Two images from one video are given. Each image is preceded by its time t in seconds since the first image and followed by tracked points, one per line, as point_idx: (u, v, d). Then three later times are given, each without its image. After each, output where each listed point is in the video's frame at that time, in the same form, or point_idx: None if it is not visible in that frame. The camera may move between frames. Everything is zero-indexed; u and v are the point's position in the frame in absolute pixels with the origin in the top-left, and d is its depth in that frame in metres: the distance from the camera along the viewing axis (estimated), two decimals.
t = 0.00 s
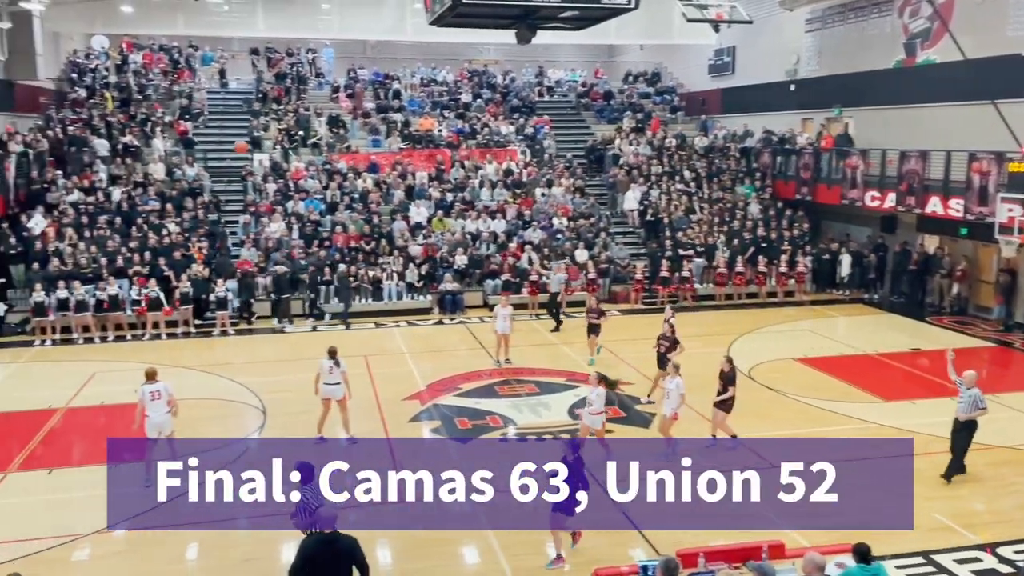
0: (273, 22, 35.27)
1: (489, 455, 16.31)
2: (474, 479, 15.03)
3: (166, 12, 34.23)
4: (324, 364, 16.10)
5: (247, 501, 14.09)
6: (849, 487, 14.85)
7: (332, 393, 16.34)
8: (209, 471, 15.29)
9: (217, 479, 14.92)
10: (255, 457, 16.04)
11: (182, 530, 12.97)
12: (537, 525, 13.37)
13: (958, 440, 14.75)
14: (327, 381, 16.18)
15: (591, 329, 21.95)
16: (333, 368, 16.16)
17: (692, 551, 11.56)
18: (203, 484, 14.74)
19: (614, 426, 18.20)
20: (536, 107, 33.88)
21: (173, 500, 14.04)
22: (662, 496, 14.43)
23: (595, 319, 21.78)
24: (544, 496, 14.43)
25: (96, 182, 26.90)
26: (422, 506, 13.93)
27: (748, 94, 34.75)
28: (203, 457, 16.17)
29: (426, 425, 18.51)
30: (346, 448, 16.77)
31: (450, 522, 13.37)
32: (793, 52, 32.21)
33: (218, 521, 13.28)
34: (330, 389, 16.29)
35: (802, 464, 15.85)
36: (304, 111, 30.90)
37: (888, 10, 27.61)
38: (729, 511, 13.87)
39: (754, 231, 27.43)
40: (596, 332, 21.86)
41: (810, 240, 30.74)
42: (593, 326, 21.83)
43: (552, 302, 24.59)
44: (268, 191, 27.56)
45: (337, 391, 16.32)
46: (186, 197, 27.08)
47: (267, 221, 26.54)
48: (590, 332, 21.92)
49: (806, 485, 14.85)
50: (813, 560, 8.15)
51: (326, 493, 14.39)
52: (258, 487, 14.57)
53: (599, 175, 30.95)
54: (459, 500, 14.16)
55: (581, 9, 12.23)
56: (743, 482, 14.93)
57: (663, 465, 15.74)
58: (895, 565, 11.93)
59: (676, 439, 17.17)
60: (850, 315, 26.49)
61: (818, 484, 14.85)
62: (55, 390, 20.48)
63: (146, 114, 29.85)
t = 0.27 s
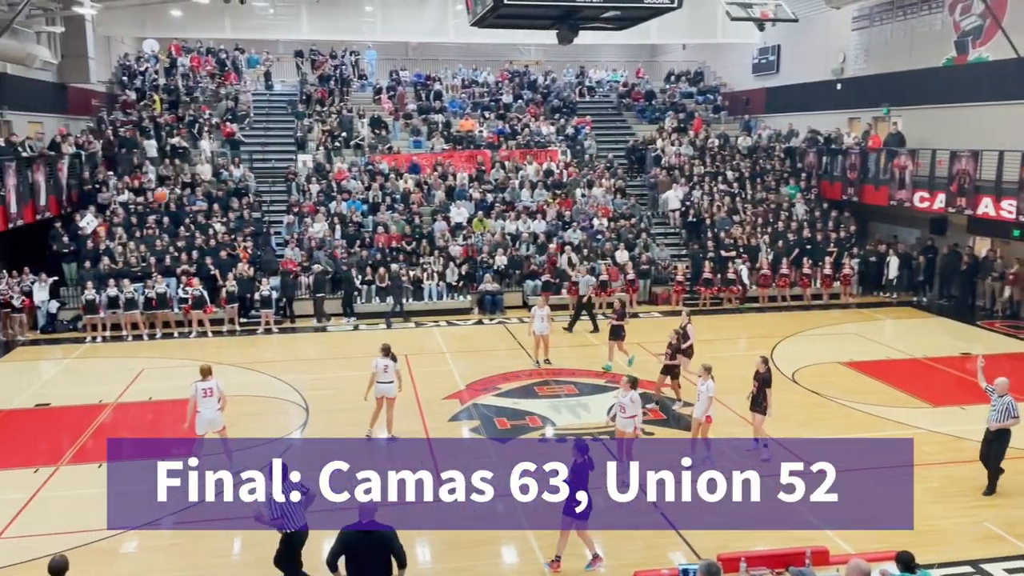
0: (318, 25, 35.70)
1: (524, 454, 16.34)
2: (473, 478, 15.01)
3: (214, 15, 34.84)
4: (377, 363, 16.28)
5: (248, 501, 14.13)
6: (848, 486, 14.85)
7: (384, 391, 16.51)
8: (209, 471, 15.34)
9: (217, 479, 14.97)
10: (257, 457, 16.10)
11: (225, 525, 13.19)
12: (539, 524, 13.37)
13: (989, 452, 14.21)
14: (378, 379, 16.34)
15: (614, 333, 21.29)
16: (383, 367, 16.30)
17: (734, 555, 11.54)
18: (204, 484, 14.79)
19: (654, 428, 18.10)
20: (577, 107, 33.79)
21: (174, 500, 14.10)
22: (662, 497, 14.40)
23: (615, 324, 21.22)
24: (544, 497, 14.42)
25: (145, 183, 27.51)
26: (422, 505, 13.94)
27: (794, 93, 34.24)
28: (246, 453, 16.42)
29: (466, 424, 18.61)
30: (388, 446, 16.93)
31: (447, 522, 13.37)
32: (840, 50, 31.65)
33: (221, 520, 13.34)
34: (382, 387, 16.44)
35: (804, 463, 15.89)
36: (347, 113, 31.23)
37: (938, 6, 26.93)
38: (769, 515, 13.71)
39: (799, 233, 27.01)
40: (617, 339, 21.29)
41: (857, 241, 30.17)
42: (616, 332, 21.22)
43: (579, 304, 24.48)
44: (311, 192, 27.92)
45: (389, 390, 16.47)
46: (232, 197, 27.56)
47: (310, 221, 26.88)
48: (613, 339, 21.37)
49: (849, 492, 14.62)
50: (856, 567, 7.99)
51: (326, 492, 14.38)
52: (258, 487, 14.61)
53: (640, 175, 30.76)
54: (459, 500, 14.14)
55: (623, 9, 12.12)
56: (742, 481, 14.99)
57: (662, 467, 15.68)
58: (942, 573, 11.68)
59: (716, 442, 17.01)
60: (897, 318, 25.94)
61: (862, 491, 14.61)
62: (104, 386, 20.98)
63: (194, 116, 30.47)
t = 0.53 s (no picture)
0: (347, 26, 35.93)
1: (543, 453, 16.31)
2: (473, 478, 14.97)
3: (245, 16, 35.19)
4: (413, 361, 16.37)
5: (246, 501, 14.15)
6: (848, 486, 14.75)
7: (418, 391, 16.54)
8: (210, 471, 15.42)
9: (217, 479, 15.04)
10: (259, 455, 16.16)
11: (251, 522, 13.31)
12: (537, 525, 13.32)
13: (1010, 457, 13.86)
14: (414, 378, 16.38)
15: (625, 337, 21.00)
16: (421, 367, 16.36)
17: (761, 558, 11.44)
18: (204, 484, 14.88)
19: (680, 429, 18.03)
20: (604, 106, 33.69)
21: (173, 500, 14.18)
22: (661, 497, 14.30)
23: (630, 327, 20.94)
24: (544, 496, 14.37)
25: (177, 183, 27.86)
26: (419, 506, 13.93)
27: (824, 91, 33.85)
28: (274, 451, 16.57)
29: (492, 423, 18.66)
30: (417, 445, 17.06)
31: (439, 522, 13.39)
32: (872, 48, 31.25)
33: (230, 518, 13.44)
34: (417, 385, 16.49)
35: (802, 461, 15.77)
36: (375, 113, 31.41)
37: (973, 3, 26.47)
38: (795, 518, 13.56)
39: (831, 232, 26.69)
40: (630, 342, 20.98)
41: (889, 241, 29.75)
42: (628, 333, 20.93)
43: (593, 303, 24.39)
44: (340, 192, 28.13)
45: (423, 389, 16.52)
46: (262, 197, 27.83)
47: (339, 221, 27.07)
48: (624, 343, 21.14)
49: (878, 495, 14.47)
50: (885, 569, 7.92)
51: (325, 492, 14.34)
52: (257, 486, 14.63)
53: (668, 175, 30.59)
54: (457, 500, 14.10)
55: (652, 7, 12.04)
56: (742, 481, 14.87)
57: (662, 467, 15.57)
58: None
59: (743, 443, 16.90)
60: (930, 319, 25.54)
61: (894, 494, 14.42)
62: (135, 382, 21.27)
63: (225, 116, 30.80)
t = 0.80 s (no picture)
0: (360, 24, 35.97)
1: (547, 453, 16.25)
2: (473, 478, 14.91)
3: (257, 15, 35.28)
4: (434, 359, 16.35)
5: (246, 501, 14.13)
6: (848, 486, 14.67)
7: (435, 390, 16.50)
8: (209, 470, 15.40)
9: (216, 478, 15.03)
10: (259, 455, 16.12)
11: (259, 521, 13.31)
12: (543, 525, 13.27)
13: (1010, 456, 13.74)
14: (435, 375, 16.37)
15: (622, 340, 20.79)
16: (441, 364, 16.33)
17: (773, 558, 11.37)
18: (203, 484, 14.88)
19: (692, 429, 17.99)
20: (616, 104, 33.59)
21: (173, 500, 14.20)
22: (660, 497, 14.24)
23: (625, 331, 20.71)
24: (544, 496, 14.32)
25: (190, 181, 27.96)
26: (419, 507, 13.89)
27: (838, 88, 33.63)
28: (285, 450, 16.59)
29: (502, 422, 18.64)
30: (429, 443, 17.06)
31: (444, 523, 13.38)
32: (887, 45, 31.03)
33: (241, 516, 13.52)
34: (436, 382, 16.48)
35: (802, 461, 15.68)
36: (387, 111, 31.44)
37: None
38: (803, 517, 13.50)
39: (845, 231, 26.51)
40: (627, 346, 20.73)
41: (903, 239, 29.54)
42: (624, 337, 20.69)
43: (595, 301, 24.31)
44: (352, 190, 28.16)
45: (441, 387, 16.50)
46: (274, 195, 27.91)
47: (350, 219, 27.10)
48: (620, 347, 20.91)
49: (892, 494, 14.37)
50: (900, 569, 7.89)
51: (325, 492, 14.32)
52: (257, 486, 14.59)
53: (680, 173, 30.49)
54: (457, 501, 14.08)
55: (664, 4, 11.95)
56: (742, 481, 14.76)
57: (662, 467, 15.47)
58: None
59: (755, 442, 16.82)
60: (945, 318, 25.34)
61: (910, 494, 14.36)
62: (148, 380, 21.36)
63: (238, 115, 30.89)
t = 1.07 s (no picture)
0: (353, 20, 35.91)
1: (545, 453, 16.28)
2: (473, 478, 14.92)
3: (249, 11, 35.20)
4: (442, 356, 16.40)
5: (246, 501, 14.13)
6: (847, 486, 14.72)
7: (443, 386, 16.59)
8: (210, 470, 15.37)
9: (217, 479, 14.99)
10: (261, 455, 16.08)
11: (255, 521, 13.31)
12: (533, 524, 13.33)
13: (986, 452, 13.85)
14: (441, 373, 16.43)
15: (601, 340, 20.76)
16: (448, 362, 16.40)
17: (765, 551, 11.34)
18: (204, 484, 14.84)
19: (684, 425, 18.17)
20: (609, 100, 33.64)
21: (174, 500, 14.17)
22: (660, 497, 14.29)
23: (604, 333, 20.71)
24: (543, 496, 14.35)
25: (182, 178, 27.91)
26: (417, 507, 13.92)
27: (830, 84, 33.75)
28: (279, 448, 16.63)
29: (496, 417, 18.72)
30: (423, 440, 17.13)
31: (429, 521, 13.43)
32: (878, 41, 31.15)
33: (238, 512, 13.67)
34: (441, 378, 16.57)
35: (802, 461, 15.72)
36: (380, 108, 31.44)
37: None
38: (801, 517, 13.59)
39: (837, 226, 26.63)
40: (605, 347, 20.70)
41: (895, 234, 29.68)
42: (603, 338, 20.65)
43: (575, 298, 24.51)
44: (345, 186, 28.14)
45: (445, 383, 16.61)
46: (266, 192, 27.90)
47: (343, 216, 27.09)
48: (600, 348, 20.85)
49: (884, 490, 14.51)
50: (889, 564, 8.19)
51: (326, 492, 14.32)
52: (257, 487, 14.59)
53: (673, 169, 30.58)
54: (457, 500, 14.10)
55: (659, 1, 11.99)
56: (742, 481, 14.82)
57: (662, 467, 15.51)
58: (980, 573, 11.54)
59: (749, 438, 16.94)
60: (936, 313, 25.48)
61: (901, 488, 14.62)
62: (141, 377, 21.35)
63: (230, 111, 30.82)
